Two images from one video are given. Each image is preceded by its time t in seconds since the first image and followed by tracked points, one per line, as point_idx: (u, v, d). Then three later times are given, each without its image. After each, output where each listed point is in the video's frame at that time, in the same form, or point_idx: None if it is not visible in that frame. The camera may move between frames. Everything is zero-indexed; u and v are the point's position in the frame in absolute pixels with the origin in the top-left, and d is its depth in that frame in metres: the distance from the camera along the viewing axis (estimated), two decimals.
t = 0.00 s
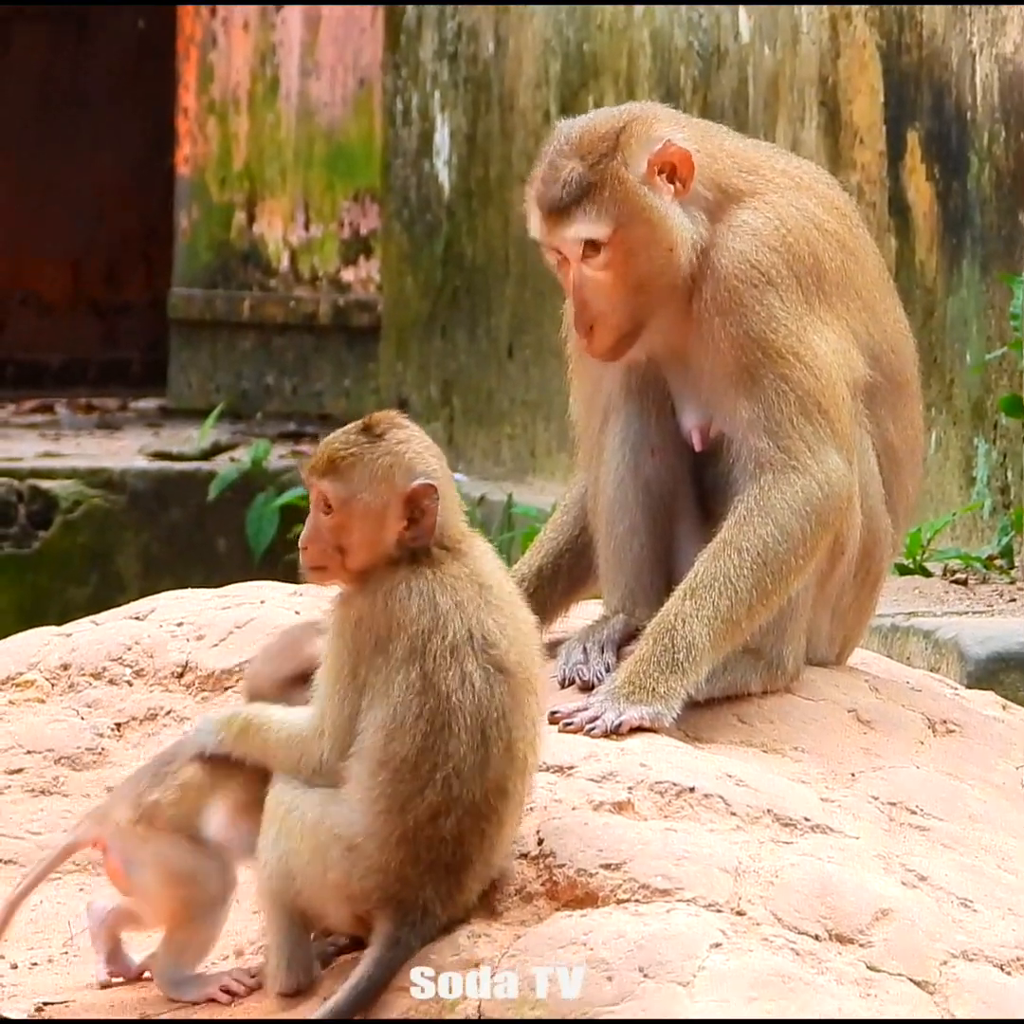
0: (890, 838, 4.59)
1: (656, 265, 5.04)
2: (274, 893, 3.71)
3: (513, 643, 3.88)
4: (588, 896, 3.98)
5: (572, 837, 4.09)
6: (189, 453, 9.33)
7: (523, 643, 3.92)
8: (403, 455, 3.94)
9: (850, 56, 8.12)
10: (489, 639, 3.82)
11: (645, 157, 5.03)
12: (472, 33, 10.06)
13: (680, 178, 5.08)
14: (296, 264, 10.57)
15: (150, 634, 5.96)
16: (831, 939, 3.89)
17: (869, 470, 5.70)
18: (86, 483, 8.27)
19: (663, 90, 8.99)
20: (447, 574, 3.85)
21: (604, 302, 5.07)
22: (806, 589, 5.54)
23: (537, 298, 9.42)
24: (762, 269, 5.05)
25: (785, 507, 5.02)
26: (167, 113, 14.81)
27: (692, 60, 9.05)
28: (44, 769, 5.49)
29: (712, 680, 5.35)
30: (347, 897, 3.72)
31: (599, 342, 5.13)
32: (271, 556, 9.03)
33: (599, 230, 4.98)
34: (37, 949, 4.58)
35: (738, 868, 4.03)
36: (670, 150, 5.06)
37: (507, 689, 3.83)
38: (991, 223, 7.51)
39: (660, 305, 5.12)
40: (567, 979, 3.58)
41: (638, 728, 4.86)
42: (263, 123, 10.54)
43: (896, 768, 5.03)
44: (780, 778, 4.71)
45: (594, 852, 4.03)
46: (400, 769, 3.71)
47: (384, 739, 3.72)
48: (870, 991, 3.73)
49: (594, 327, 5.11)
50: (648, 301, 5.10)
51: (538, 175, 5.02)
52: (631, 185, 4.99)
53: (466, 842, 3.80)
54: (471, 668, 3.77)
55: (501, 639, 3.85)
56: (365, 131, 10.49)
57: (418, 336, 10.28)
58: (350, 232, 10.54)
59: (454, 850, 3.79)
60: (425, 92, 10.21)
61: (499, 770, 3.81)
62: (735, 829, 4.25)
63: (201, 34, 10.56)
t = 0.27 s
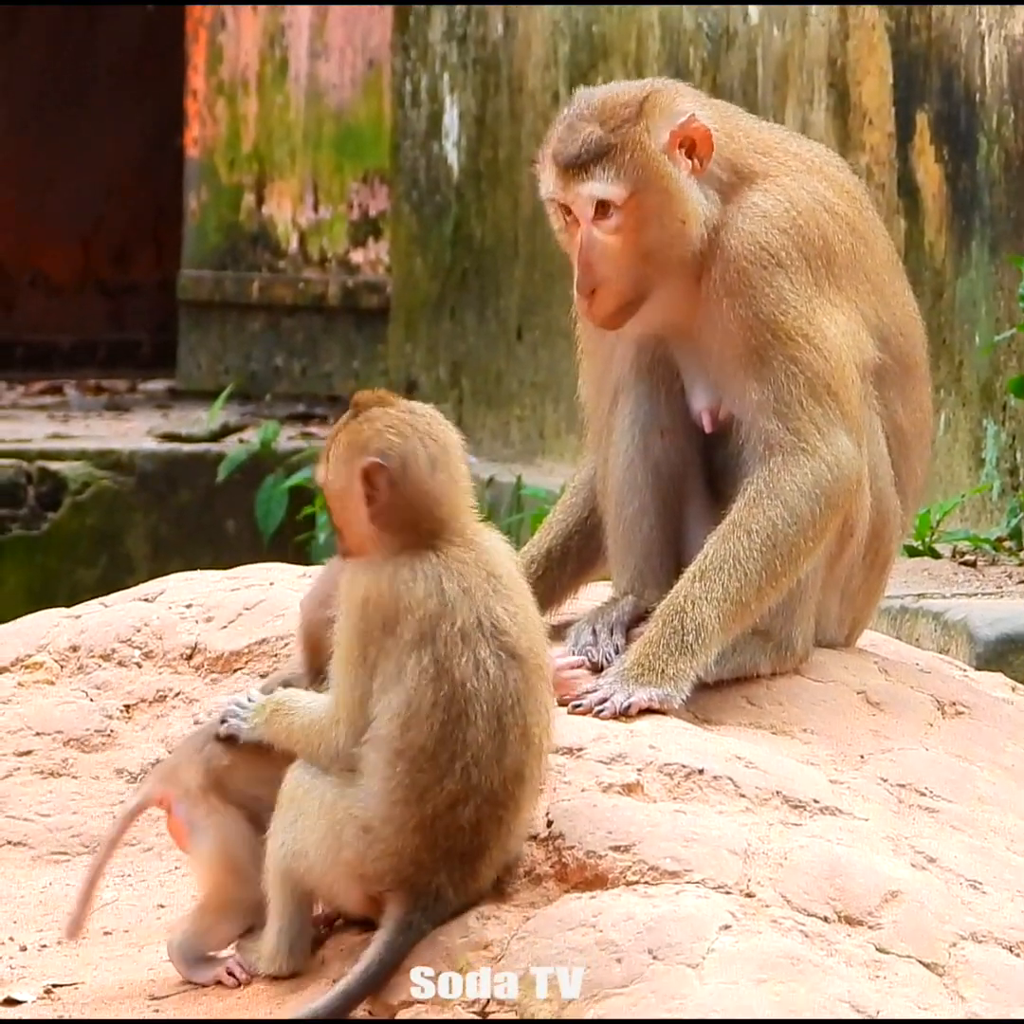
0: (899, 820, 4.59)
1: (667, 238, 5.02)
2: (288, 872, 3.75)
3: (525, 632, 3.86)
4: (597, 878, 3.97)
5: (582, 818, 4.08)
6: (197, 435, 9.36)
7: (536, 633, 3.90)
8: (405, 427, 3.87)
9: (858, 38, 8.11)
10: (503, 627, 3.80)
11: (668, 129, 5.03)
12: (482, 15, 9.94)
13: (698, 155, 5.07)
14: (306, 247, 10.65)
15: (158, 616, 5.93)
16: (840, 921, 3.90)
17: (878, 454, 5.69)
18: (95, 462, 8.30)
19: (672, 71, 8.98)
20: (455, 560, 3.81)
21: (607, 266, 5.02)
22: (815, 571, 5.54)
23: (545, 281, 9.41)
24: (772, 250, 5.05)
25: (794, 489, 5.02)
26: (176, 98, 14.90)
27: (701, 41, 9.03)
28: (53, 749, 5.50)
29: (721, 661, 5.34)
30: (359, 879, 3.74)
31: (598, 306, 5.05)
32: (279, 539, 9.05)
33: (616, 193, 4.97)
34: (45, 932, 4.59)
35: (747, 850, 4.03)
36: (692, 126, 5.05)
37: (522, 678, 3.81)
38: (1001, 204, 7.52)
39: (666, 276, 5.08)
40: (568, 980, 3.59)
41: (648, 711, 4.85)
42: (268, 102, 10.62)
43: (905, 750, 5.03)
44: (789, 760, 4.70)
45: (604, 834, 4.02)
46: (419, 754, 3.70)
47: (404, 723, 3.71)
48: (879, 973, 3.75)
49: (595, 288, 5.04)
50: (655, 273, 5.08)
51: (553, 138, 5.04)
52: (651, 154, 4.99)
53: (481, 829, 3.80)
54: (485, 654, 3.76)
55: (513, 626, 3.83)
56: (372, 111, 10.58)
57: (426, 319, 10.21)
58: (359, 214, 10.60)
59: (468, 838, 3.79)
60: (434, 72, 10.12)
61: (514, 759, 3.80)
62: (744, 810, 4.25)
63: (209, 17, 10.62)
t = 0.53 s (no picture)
0: (901, 806, 4.59)
1: (668, 222, 5.01)
2: (276, 870, 3.76)
3: (468, 598, 3.74)
4: (599, 864, 3.96)
5: (584, 803, 4.07)
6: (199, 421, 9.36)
7: (485, 596, 3.78)
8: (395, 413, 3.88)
9: (861, 23, 8.09)
10: (436, 597, 3.69)
11: (671, 114, 5.02)
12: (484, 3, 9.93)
13: (702, 140, 5.06)
14: (308, 232, 10.56)
15: (161, 601, 5.94)
16: (842, 907, 3.91)
17: (880, 439, 5.69)
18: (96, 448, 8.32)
19: (675, 58, 8.98)
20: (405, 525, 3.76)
21: (606, 246, 5.03)
22: (817, 557, 5.54)
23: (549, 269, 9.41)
24: (774, 235, 5.04)
25: (796, 475, 5.02)
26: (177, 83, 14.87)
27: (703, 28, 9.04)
28: (55, 735, 5.49)
29: (723, 648, 5.34)
30: (346, 877, 3.72)
31: (595, 286, 5.07)
32: (281, 525, 9.06)
33: (618, 173, 4.96)
34: (48, 917, 4.61)
35: (749, 835, 4.02)
36: (696, 111, 5.04)
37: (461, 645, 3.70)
38: (1003, 190, 7.49)
39: (667, 259, 5.08)
40: (568, 981, 3.59)
41: (649, 696, 4.84)
42: (272, 88, 10.51)
43: (906, 735, 5.03)
44: (791, 746, 4.69)
45: (606, 819, 4.01)
46: (368, 739, 3.64)
47: (346, 712, 3.65)
48: (880, 958, 3.76)
49: (592, 266, 5.05)
50: (656, 257, 5.08)
51: (557, 115, 5.05)
52: (654, 133, 4.96)
53: (449, 804, 3.74)
54: (416, 622, 3.65)
55: (450, 593, 3.71)
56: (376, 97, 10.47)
57: (429, 304, 10.45)
58: (361, 200, 10.50)
59: (436, 812, 3.73)
60: (437, 58, 10.38)
61: (467, 727, 3.71)
62: (746, 796, 4.24)
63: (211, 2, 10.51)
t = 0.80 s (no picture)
0: (903, 794, 4.60)
1: (677, 215, 5.01)
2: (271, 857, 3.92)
3: (392, 582, 3.92)
4: (600, 852, 3.96)
5: (586, 792, 4.08)
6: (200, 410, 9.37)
7: (420, 584, 3.96)
8: (434, 466, 4.21)
9: (862, 12, 8.09)
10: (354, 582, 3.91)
11: (677, 107, 5.00)
12: None
13: (706, 131, 5.05)
14: (309, 220, 10.58)
15: (162, 589, 5.92)
16: (844, 894, 3.91)
17: (881, 427, 5.70)
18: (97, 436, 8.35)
19: (676, 46, 9.00)
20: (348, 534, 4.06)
21: (617, 245, 5.02)
22: (818, 545, 5.54)
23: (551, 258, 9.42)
24: (776, 224, 5.04)
25: (798, 463, 5.02)
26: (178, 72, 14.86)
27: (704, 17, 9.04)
28: (56, 723, 5.50)
29: (723, 636, 5.35)
30: (327, 875, 3.85)
31: (608, 283, 5.06)
32: (283, 513, 9.07)
33: (627, 171, 4.95)
34: (49, 905, 4.61)
35: (751, 823, 4.03)
36: (700, 102, 5.02)
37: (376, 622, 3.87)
38: (1004, 178, 7.49)
39: (676, 253, 5.09)
40: (568, 981, 3.58)
41: (650, 682, 4.84)
42: (274, 77, 10.52)
43: (909, 723, 5.04)
44: (792, 733, 4.69)
45: (607, 807, 4.02)
46: (298, 721, 3.83)
47: (280, 696, 3.88)
48: (882, 947, 3.77)
49: (605, 265, 5.04)
50: (664, 251, 5.08)
51: (563, 112, 4.99)
52: (661, 130, 4.95)
53: (388, 769, 3.79)
54: (331, 601, 3.89)
55: (373, 580, 3.91)
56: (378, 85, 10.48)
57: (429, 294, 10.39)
58: (363, 188, 10.52)
59: (378, 777, 3.79)
60: (438, 47, 10.29)
61: (378, 689, 3.79)
62: (748, 784, 4.24)
63: None
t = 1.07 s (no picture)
0: (903, 783, 4.60)
1: (682, 209, 5.02)
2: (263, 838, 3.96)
3: (425, 590, 3.87)
4: (600, 841, 3.95)
5: (586, 781, 4.06)
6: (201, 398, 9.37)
7: (453, 602, 3.89)
8: (508, 500, 4.01)
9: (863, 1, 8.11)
10: (387, 584, 3.88)
11: (677, 100, 5.00)
12: None
13: (707, 121, 5.04)
14: (309, 209, 10.63)
15: (162, 578, 5.92)
16: (844, 883, 3.91)
17: (882, 416, 5.70)
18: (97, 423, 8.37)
19: (677, 35, 9.00)
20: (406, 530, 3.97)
21: (626, 243, 5.04)
22: (818, 534, 5.54)
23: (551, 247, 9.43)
24: (778, 212, 5.03)
25: (798, 451, 5.02)
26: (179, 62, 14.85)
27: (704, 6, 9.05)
28: (57, 712, 5.50)
29: (722, 625, 5.35)
30: (313, 863, 3.91)
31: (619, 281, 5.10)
32: (284, 502, 9.08)
33: (631, 172, 4.97)
34: (50, 894, 4.61)
35: (751, 812, 4.02)
36: (701, 94, 5.02)
37: (401, 621, 3.85)
38: (1005, 167, 7.52)
39: (682, 247, 5.10)
40: (568, 983, 3.56)
41: (652, 672, 4.83)
42: (274, 64, 10.57)
43: (909, 711, 5.03)
44: (793, 722, 4.69)
45: (607, 796, 4.01)
46: (299, 698, 3.89)
47: (291, 670, 3.95)
48: (883, 935, 3.77)
49: (615, 264, 5.07)
50: (670, 245, 5.09)
51: (562, 110, 5.00)
52: (662, 128, 4.96)
53: (374, 759, 3.82)
54: (350, 582, 3.92)
55: (405, 582, 3.88)
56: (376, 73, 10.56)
57: (429, 280, 10.27)
58: (363, 176, 10.58)
59: (363, 767, 3.82)
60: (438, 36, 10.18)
61: (375, 679, 3.81)
62: (748, 773, 4.24)
63: None
